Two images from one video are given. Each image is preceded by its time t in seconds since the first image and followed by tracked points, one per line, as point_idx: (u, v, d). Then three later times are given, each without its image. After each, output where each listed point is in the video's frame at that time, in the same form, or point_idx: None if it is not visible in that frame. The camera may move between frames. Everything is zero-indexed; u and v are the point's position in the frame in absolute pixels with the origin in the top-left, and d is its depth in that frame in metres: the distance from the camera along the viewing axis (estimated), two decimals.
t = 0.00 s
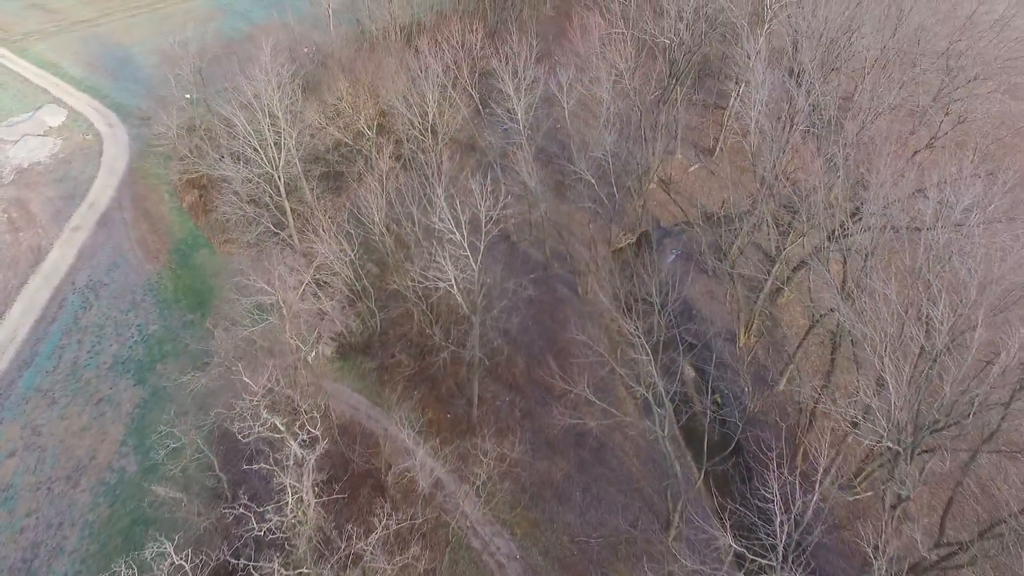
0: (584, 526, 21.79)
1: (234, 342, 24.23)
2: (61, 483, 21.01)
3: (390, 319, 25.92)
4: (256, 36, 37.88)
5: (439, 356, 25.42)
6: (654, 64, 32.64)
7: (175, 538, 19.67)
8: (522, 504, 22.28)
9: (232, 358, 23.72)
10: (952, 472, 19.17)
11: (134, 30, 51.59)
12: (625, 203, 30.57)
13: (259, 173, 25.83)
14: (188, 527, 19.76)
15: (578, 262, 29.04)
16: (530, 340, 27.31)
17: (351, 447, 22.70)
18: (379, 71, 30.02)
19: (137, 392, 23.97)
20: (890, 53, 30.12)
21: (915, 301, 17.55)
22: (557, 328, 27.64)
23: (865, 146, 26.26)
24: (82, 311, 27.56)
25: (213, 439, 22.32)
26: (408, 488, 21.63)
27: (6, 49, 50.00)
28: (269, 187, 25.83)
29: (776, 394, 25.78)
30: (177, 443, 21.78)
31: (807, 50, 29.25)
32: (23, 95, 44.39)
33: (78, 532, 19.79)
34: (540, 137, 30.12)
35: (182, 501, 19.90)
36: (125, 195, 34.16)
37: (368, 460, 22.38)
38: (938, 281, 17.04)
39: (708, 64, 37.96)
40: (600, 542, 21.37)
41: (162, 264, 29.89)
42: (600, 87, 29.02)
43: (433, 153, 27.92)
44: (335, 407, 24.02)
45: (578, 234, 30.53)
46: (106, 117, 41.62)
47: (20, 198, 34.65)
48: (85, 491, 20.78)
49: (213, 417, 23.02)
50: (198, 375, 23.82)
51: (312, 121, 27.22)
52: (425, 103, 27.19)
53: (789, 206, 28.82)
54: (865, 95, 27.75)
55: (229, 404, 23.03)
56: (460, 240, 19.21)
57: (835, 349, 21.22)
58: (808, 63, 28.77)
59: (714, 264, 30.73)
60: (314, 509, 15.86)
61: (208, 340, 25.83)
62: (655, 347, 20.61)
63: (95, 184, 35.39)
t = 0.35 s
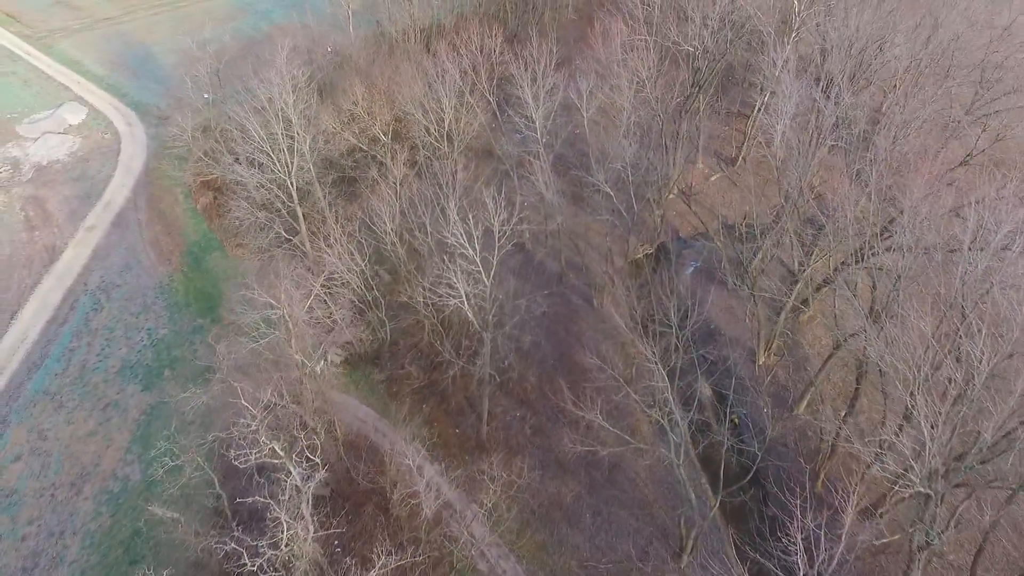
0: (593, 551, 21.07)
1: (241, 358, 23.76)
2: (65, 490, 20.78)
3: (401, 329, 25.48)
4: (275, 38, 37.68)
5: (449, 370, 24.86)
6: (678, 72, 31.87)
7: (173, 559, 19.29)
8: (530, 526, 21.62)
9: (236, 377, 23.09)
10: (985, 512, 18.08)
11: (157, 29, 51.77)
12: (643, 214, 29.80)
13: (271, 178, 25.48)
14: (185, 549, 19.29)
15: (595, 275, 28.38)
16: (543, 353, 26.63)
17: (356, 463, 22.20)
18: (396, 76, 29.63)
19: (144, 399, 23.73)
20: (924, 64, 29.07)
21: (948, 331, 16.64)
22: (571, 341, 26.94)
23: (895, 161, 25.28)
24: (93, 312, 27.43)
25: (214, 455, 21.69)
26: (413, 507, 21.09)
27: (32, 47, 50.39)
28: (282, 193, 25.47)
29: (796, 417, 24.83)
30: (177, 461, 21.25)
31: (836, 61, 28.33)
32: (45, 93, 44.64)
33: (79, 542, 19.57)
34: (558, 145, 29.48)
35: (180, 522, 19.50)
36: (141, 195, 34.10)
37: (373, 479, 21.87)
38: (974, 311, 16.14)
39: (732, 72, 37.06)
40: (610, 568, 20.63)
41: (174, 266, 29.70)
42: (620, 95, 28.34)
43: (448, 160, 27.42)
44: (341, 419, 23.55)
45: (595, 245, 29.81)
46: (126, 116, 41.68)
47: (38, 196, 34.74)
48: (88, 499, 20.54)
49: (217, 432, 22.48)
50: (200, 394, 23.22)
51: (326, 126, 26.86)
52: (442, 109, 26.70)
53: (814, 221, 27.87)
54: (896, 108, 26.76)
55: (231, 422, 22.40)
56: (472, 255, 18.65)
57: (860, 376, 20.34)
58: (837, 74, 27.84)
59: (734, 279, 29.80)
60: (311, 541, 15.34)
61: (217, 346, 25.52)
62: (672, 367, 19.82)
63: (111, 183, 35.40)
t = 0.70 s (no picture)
0: None
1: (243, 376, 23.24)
2: (67, 498, 20.54)
3: (410, 340, 25.01)
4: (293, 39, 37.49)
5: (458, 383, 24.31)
6: (700, 81, 31.11)
7: None
8: (537, 548, 20.96)
9: (237, 390, 22.68)
10: (1019, 556, 17.07)
11: (177, 27, 51.90)
12: (661, 226, 29.02)
13: (283, 184, 25.14)
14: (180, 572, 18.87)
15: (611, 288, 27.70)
16: (555, 367, 25.99)
17: (361, 480, 21.59)
18: (413, 81, 29.22)
19: (150, 405, 23.47)
20: (957, 77, 28.08)
21: (983, 364, 15.71)
22: (584, 357, 26.23)
23: (926, 178, 24.30)
24: (103, 314, 27.25)
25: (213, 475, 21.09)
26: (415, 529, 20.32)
27: (54, 43, 50.70)
28: (294, 200, 25.11)
29: (815, 441, 23.92)
30: (176, 477, 20.91)
31: (865, 72, 27.42)
32: (66, 91, 44.82)
33: (79, 552, 19.30)
34: (575, 155, 28.86)
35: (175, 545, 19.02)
36: (155, 196, 33.98)
37: (376, 499, 21.25)
38: (1012, 345, 15.23)
39: (756, 80, 36.17)
40: None
41: (185, 269, 29.44)
42: (641, 104, 27.65)
43: (463, 168, 26.92)
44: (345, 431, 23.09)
45: (610, 257, 29.08)
46: (144, 116, 41.67)
47: (54, 195, 34.77)
48: (90, 508, 20.27)
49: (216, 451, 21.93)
50: (198, 413, 22.52)
51: (340, 131, 26.48)
52: (457, 117, 26.21)
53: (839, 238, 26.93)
54: (928, 122, 25.77)
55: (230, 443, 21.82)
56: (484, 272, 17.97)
57: (885, 405, 19.43)
58: (866, 86, 26.90)
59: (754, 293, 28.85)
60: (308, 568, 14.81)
61: (225, 352, 25.21)
62: (686, 395, 19.13)
63: (126, 183, 35.35)
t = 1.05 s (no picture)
0: None
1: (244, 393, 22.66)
2: (70, 504, 20.35)
3: (421, 351, 24.51)
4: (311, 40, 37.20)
5: (468, 397, 23.77)
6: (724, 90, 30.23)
7: None
8: (544, 572, 20.38)
9: (244, 399, 22.35)
10: None
11: (199, 26, 51.99)
12: (681, 239, 28.24)
13: (296, 190, 24.77)
14: None
15: (627, 301, 26.98)
16: (567, 382, 25.34)
17: (365, 499, 21.09)
18: (430, 86, 28.73)
19: (156, 410, 23.24)
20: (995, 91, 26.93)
21: (1022, 403, 14.77)
22: (597, 372, 25.58)
23: (961, 197, 23.29)
24: (114, 316, 27.12)
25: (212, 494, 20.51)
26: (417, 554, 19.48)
27: (78, 40, 51.04)
28: (305, 205, 24.73)
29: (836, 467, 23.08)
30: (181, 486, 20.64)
31: (898, 84, 26.38)
32: (87, 88, 45.04)
33: (79, 561, 19.11)
34: (594, 164, 28.17)
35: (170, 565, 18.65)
36: (170, 196, 33.88)
37: (381, 518, 20.75)
38: None
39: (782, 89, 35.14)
40: None
41: (197, 272, 29.24)
42: (662, 114, 26.88)
43: (479, 176, 26.41)
44: (352, 443, 22.68)
45: (627, 269, 28.35)
46: (163, 114, 41.69)
47: (71, 193, 34.84)
48: (92, 515, 20.06)
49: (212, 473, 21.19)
50: (196, 430, 21.89)
51: (354, 136, 26.07)
52: (474, 124, 25.69)
53: (866, 255, 25.95)
54: (963, 138, 24.69)
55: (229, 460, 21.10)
56: (496, 289, 17.36)
57: (911, 439, 18.47)
58: (899, 98, 25.88)
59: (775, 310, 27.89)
60: None
61: (233, 359, 24.90)
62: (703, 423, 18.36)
63: (143, 182, 35.32)
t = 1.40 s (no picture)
0: None
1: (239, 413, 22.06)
2: (74, 508, 20.19)
3: (432, 362, 24.03)
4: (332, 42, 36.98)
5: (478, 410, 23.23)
6: (753, 100, 29.36)
7: None
8: None
9: (252, 406, 22.11)
10: None
11: (224, 24, 52.19)
12: (702, 252, 27.38)
13: (310, 196, 24.46)
14: None
15: (645, 316, 26.23)
16: (581, 397, 24.66)
17: (368, 517, 20.61)
18: (449, 90, 28.25)
19: (164, 414, 23.05)
20: None
21: None
22: (612, 388, 24.84)
23: (999, 218, 22.21)
24: (127, 316, 27.02)
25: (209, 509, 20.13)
26: None
27: (105, 37, 51.47)
28: (319, 211, 24.39)
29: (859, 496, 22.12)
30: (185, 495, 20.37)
31: (936, 98, 25.29)
32: (112, 84, 45.33)
33: (80, 567, 18.95)
34: (614, 174, 27.47)
35: None
36: (187, 195, 33.82)
37: (385, 537, 20.26)
38: None
39: (812, 98, 34.04)
40: None
41: (211, 273, 29.07)
42: (687, 124, 26.09)
43: (496, 184, 25.89)
44: (359, 455, 22.25)
45: (646, 282, 27.56)
46: (184, 112, 41.76)
47: (91, 190, 34.94)
48: (95, 521, 19.89)
49: (209, 488, 20.90)
50: (198, 444, 21.54)
51: (371, 142, 25.69)
52: (492, 131, 25.16)
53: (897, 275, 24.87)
54: (1005, 156, 23.54)
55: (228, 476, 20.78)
56: (508, 307, 16.76)
57: (942, 476, 17.49)
58: (936, 113, 24.79)
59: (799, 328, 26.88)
60: None
61: (243, 363, 24.64)
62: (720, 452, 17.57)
63: (161, 181, 35.33)
